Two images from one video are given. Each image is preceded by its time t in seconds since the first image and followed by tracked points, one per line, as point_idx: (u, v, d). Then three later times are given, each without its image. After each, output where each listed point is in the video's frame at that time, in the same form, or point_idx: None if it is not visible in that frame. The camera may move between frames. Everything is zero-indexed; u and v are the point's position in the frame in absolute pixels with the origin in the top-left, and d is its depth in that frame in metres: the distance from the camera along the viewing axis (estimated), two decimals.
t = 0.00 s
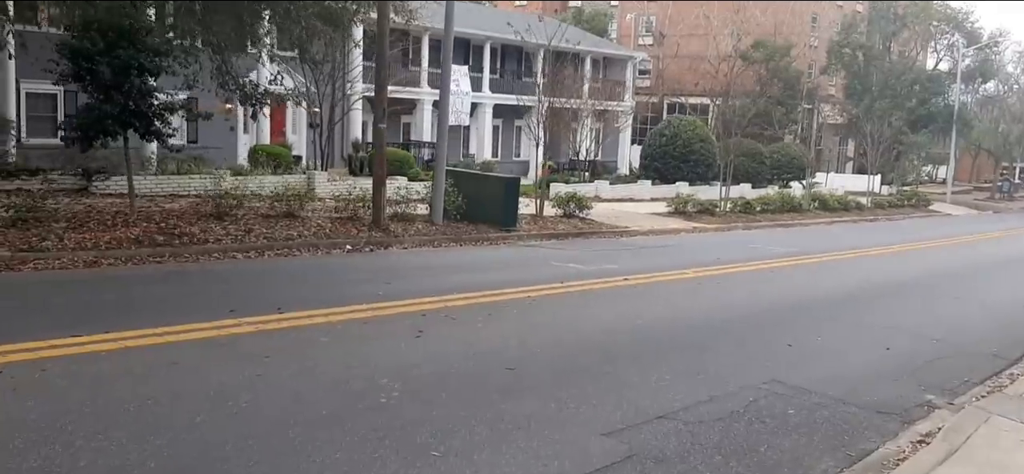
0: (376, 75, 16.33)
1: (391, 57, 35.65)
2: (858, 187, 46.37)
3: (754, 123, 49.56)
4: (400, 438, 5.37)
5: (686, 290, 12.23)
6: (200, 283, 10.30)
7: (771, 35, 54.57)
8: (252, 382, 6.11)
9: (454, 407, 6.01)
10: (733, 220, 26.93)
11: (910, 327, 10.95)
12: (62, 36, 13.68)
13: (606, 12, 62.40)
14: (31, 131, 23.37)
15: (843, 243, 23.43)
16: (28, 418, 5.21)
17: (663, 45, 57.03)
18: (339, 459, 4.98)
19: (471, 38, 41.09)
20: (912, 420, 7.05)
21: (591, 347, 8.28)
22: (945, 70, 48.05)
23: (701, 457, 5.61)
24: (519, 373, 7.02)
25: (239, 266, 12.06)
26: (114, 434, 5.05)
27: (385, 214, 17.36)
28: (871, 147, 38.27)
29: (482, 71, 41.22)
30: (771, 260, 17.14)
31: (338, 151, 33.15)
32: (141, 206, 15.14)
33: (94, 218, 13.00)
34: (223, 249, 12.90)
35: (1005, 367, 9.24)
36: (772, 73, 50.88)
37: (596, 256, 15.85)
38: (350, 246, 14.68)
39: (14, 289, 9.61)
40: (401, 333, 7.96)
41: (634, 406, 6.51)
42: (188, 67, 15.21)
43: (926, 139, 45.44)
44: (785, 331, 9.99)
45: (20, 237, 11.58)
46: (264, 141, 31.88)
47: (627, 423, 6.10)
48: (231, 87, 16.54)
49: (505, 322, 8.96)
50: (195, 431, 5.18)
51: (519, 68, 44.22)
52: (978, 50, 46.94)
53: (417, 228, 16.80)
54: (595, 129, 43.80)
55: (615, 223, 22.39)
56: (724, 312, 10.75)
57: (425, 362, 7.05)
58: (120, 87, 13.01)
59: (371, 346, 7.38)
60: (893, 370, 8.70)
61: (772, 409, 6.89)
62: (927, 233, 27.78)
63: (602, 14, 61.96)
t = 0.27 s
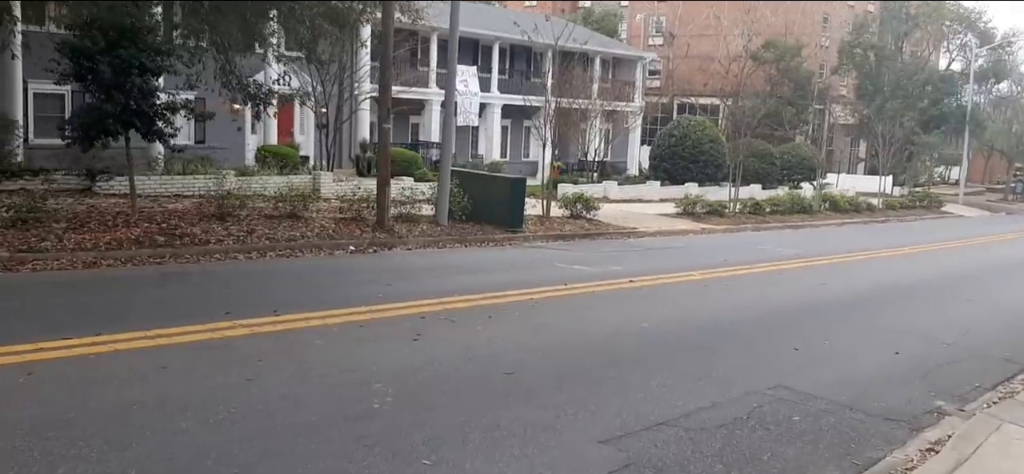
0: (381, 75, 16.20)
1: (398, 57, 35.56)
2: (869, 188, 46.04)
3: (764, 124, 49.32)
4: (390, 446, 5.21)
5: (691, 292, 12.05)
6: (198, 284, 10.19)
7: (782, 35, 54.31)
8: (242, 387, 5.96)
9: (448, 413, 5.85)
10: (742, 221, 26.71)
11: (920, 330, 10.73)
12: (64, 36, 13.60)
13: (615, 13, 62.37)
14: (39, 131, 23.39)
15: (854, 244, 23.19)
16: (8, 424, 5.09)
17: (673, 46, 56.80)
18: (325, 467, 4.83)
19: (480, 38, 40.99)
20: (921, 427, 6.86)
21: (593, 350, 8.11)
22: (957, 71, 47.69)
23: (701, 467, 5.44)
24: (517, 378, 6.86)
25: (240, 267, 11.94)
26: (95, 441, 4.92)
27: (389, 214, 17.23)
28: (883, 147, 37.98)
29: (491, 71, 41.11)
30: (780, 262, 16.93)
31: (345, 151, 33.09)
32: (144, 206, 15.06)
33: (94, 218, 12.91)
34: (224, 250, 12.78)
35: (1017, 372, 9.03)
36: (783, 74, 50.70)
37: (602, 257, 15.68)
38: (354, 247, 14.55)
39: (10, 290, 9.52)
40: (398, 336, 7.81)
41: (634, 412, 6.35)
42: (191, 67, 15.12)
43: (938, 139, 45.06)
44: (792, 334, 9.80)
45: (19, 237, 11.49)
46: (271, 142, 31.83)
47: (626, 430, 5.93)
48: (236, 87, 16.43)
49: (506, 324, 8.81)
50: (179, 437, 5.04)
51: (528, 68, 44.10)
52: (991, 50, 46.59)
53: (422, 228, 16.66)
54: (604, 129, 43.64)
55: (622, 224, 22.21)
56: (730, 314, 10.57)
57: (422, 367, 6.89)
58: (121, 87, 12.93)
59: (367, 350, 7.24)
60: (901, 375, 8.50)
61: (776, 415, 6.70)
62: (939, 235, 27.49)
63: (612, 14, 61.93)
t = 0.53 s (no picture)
0: (383, 75, 16.05)
1: (405, 57, 35.43)
2: (880, 189, 45.70)
3: (774, 124, 49.07)
4: (378, 455, 5.05)
5: (696, 294, 11.86)
6: (194, 286, 10.05)
7: (792, 35, 54.04)
8: (228, 393, 5.80)
9: (440, 421, 5.69)
10: (750, 222, 26.47)
11: (929, 334, 10.52)
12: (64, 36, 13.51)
13: (625, 13, 62.31)
14: (44, 132, 23.37)
15: (863, 246, 22.95)
16: None
17: (683, 46, 56.57)
18: None
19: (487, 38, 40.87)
20: (929, 435, 6.66)
21: (592, 354, 7.93)
22: (969, 70, 47.31)
23: None
24: (513, 383, 6.68)
25: (238, 269, 11.80)
26: (72, 449, 4.76)
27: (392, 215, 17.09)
28: (893, 148, 37.68)
29: (498, 71, 40.98)
30: (788, 264, 16.71)
31: (352, 152, 32.99)
32: (145, 207, 14.96)
33: (93, 219, 12.80)
34: (223, 251, 12.66)
35: None
36: (793, 74, 50.55)
37: (607, 259, 15.49)
38: (355, 248, 14.41)
39: (4, 291, 9.40)
40: (393, 340, 7.64)
41: (632, 419, 6.17)
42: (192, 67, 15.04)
43: (950, 140, 44.68)
44: (797, 337, 9.60)
45: (16, 238, 11.39)
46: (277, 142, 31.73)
47: (623, 439, 5.75)
48: (239, 86, 16.35)
49: (505, 327, 8.64)
50: (159, 445, 4.88)
51: (536, 68, 43.96)
52: (1003, 50, 46.22)
53: (425, 229, 16.51)
54: (612, 129, 43.45)
55: (629, 225, 22.02)
56: (734, 317, 10.39)
57: (416, 371, 6.72)
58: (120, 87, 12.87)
59: (360, 354, 7.07)
60: (909, 380, 8.29)
61: (779, 423, 6.51)
62: (950, 236, 27.22)
63: (621, 14, 61.87)
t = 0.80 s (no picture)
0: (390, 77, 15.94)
1: (414, 58, 35.40)
2: (892, 191, 45.41)
3: (785, 126, 48.85)
4: (371, 465, 4.95)
5: (702, 298, 11.73)
6: (195, 289, 9.98)
7: (803, 36, 53.77)
8: (221, 401, 5.71)
9: (436, 431, 5.58)
10: (760, 224, 26.29)
11: (940, 340, 10.35)
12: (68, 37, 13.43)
13: (635, 14, 62.25)
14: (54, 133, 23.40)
15: (874, 249, 22.75)
16: None
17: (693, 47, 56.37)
18: None
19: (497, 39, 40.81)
20: (937, 446, 6.52)
21: (595, 361, 7.82)
22: (982, 71, 46.97)
23: None
24: (513, 391, 6.57)
25: (241, 271, 11.73)
26: (58, 459, 4.67)
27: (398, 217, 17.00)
28: (906, 149, 37.41)
29: (508, 73, 40.91)
30: (797, 267, 16.54)
31: (361, 153, 32.96)
32: (150, 208, 14.91)
33: (96, 221, 12.75)
34: (227, 254, 12.59)
35: None
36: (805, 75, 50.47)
37: (614, 262, 15.36)
38: (360, 251, 14.33)
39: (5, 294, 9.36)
40: (392, 346, 7.54)
41: (633, 429, 6.05)
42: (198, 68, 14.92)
43: (963, 142, 44.35)
44: (804, 343, 9.46)
45: (18, 241, 11.34)
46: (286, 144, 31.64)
47: (623, 449, 5.64)
48: (244, 88, 16.24)
49: (507, 332, 8.53)
50: (147, 455, 4.79)
51: (546, 69, 43.86)
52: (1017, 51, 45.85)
53: (431, 232, 16.42)
54: (622, 131, 43.30)
55: (637, 228, 21.89)
56: (741, 322, 10.25)
57: (413, 378, 6.62)
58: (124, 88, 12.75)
59: (357, 361, 6.97)
60: (918, 388, 8.14)
61: (784, 432, 6.38)
62: (962, 239, 26.98)
63: (631, 15, 61.82)
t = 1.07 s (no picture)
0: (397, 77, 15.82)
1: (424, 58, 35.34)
2: (907, 193, 45.02)
3: (798, 127, 48.55)
4: None
5: (711, 301, 11.55)
6: (196, 290, 9.89)
7: (818, 37, 53.47)
8: (211, 406, 5.60)
9: (431, 437, 5.46)
10: (773, 226, 26.04)
11: (954, 344, 10.14)
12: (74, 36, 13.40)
13: (648, 14, 62.18)
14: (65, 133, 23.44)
15: (888, 251, 22.48)
16: None
17: (707, 47, 56.06)
18: None
19: (509, 40, 40.73)
20: (949, 454, 6.34)
21: (598, 365, 7.65)
22: (999, 72, 46.51)
23: None
24: (511, 397, 6.43)
25: (244, 272, 11.64)
26: (39, 464, 4.57)
27: (405, 217, 16.89)
28: (921, 150, 37.05)
29: (520, 73, 40.80)
30: (809, 269, 16.33)
31: (371, 153, 32.91)
32: (156, 209, 14.84)
33: (100, 221, 12.68)
34: (231, 254, 12.50)
35: None
36: (819, 75, 50.24)
37: (622, 264, 15.19)
38: (366, 252, 14.22)
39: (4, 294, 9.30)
40: (390, 349, 7.41)
41: (634, 435, 5.90)
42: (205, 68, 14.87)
43: (979, 143, 43.91)
44: (814, 347, 9.27)
45: (21, 240, 11.28)
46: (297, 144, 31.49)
47: (622, 456, 5.49)
48: (253, 88, 16.17)
49: (508, 336, 8.40)
50: (132, 461, 4.68)
51: (558, 70, 43.72)
52: None
53: (439, 232, 16.30)
54: (634, 131, 43.11)
55: (648, 228, 21.73)
56: (749, 326, 10.08)
57: (410, 383, 6.50)
58: (128, 87, 12.73)
59: (354, 366, 6.85)
60: (931, 395, 7.94)
61: (789, 440, 6.21)
62: (978, 241, 26.65)
63: (644, 16, 61.76)
